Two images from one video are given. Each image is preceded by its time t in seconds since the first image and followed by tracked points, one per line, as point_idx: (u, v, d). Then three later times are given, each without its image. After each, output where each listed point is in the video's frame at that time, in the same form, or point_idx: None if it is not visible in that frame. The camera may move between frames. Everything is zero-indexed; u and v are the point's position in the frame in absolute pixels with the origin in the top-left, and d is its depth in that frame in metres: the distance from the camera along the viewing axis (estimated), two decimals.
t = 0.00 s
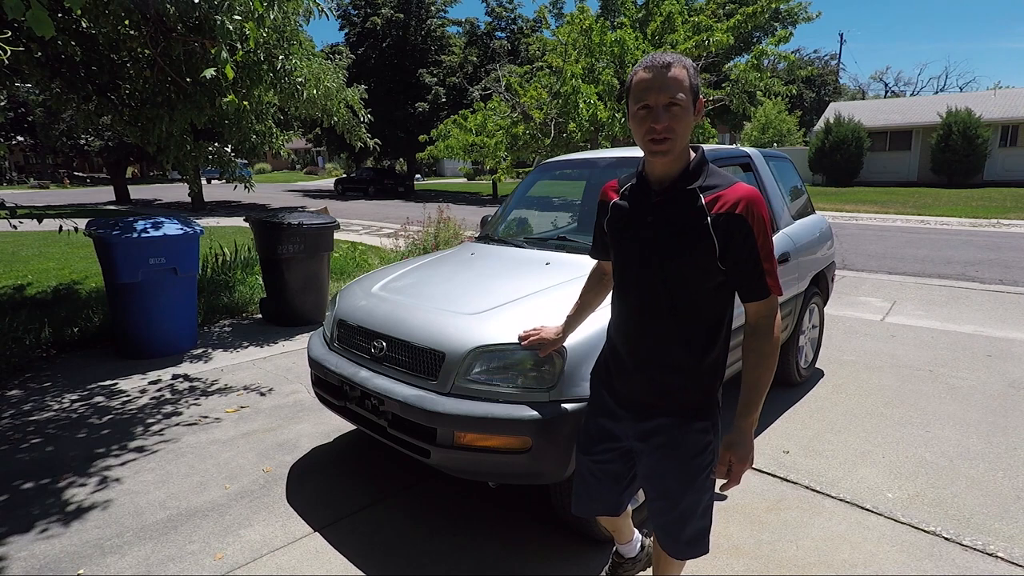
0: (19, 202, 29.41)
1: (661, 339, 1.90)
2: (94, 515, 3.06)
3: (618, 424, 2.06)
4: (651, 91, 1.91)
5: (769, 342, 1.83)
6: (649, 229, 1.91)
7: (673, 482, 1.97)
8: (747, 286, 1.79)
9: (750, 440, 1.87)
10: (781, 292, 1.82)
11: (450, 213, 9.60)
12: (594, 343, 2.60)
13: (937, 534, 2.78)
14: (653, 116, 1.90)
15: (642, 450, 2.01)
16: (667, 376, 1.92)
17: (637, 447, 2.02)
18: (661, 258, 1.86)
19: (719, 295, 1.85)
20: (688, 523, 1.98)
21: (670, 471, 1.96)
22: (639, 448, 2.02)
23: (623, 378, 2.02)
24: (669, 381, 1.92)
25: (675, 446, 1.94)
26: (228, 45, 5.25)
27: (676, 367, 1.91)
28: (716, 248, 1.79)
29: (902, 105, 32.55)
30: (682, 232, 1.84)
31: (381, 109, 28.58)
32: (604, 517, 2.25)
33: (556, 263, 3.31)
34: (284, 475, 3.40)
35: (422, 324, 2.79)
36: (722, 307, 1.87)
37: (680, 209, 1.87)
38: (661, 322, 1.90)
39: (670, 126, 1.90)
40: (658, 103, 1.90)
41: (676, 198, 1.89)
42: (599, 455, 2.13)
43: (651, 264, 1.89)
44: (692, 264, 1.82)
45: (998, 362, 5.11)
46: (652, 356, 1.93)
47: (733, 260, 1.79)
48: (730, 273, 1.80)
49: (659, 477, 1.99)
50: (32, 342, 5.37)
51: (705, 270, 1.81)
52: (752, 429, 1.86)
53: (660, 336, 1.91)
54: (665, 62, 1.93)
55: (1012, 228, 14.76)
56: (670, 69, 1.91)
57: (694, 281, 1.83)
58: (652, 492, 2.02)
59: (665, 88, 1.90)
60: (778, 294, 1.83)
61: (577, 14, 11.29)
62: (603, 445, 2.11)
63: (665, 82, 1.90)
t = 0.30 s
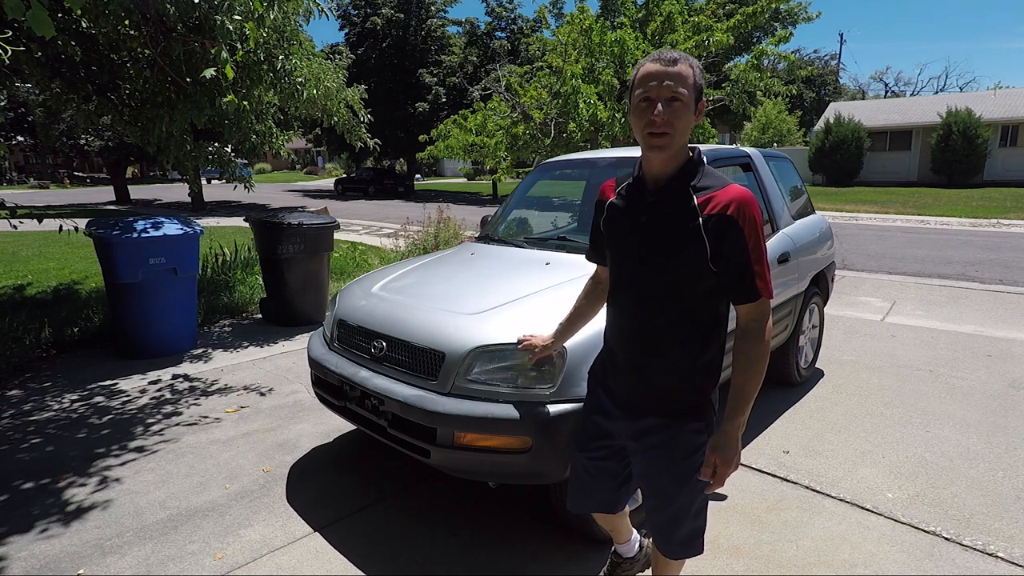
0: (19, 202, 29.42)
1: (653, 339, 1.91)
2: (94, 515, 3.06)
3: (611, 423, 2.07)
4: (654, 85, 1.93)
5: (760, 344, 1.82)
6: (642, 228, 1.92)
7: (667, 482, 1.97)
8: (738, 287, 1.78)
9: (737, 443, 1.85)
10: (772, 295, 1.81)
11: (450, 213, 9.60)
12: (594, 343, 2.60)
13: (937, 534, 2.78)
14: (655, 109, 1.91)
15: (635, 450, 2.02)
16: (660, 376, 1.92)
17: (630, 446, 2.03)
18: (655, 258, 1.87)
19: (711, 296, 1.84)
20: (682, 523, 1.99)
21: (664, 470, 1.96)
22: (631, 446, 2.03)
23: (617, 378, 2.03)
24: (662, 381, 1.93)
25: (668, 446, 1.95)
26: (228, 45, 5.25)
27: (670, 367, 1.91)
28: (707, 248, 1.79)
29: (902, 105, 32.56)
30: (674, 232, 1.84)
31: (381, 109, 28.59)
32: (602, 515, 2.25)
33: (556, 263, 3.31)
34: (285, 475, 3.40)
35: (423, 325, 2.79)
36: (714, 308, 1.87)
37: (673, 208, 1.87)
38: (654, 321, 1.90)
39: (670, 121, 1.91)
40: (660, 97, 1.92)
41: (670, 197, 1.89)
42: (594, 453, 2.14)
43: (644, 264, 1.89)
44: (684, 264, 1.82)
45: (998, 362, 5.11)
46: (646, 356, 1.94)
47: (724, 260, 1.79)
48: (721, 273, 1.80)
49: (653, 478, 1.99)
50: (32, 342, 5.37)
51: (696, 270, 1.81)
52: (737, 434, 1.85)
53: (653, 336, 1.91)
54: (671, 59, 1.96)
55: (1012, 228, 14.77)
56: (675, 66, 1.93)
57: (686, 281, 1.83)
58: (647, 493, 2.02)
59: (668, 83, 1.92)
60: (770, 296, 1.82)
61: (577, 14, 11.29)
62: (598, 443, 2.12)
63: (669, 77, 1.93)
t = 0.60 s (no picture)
0: (19, 202, 29.43)
1: (649, 337, 1.92)
2: (94, 515, 3.06)
3: (607, 422, 2.07)
4: (661, 75, 1.93)
5: (753, 341, 1.82)
6: (637, 226, 1.92)
7: (662, 481, 1.97)
8: (732, 284, 1.79)
9: (726, 438, 1.84)
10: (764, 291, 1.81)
11: (450, 213, 9.60)
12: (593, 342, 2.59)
13: (937, 534, 2.78)
14: (658, 98, 1.90)
15: (631, 449, 2.02)
16: (655, 374, 1.93)
17: (625, 445, 2.03)
18: (650, 254, 1.87)
19: (705, 292, 1.85)
20: (679, 523, 1.99)
21: (660, 469, 1.97)
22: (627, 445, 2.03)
23: (612, 376, 2.03)
24: (658, 378, 1.93)
25: (663, 444, 1.95)
26: (228, 45, 5.25)
27: (666, 365, 1.92)
28: (703, 244, 1.79)
29: (902, 105, 32.56)
30: (670, 229, 1.85)
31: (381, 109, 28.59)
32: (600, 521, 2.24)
33: (556, 263, 3.31)
34: (285, 475, 3.40)
35: (423, 325, 2.79)
36: (709, 305, 1.87)
37: (669, 205, 1.88)
38: (650, 319, 1.91)
39: (672, 113, 1.90)
40: (665, 88, 1.91)
41: (667, 194, 1.90)
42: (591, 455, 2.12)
43: (639, 261, 1.90)
44: (679, 262, 1.82)
45: (998, 362, 5.11)
46: (641, 354, 1.94)
47: (719, 257, 1.79)
48: (715, 271, 1.80)
49: (649, 477, 1.99)
50: (32, 342, 5.37)
51: (691, 267, 1.82)
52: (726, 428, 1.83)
53: (649, 333, 1.92)
54: (680, 55, 1.96)
55: (1012, 228, 14.76)
56: (684, 62, 1.94)
57: (681, 278, 1.83)
58: (643, 493, 2.02)
59: (675, 75, 1.92)
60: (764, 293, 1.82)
61: (577, 14, 11.28)
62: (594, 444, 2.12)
63: (676, 71, 1.92)
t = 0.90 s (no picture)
0: (19, 202, 29.44)
1: (641, 332, 1.91)
2: (94, 515, 3.06)
3: (600, 418, 2.06)
4: (639, 78, 1.96)
5: (745, 331, 1.86)
6: (627, 223, 1.93)
7: (657, 475, 1.96)
8: (724, 276, 1.81)
9: (727, 422, 1.89)
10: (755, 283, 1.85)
11: (450, 213, 9.60)
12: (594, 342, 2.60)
13: (937, 534, 2.78)
14: (639, 101, 1.93)
15: (624, 444, 2.01)
16: (648, 369, 1.93)
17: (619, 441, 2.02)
18: (641, 250, 1.88)
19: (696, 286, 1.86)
20: (674, 516, 1.98)
21: (655, 464, 1.96)
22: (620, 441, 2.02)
23: (603, 372, 2.02)
24: (651, 374, 1.93)
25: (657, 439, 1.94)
26: (228, 45, 5.25)
27: (658, 360, 1.91)
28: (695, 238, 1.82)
29: (902, 105, 32.56)
30: (661, 224, 1.86)
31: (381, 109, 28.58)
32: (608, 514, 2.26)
33: (556, 263, 3.31)
34: (285, 475, 3.40)
35: (423, 324, 2.79)
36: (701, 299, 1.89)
37: (658, 202, 1.89)
38: (642, 315, 1.91)
39: (655, 114, 1.93)
40: (646, 91, 1.94)
41: (656, 192, 1.92)
42: (585, 452, 2.15)
43: (630, 257, 1.90)
44: (671, 256, 1.83)
45: (998, 362, 5.11)
46: (633, 349, 1.94)
47: (711, 250, 1.81)
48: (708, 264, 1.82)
49: (643, 471, 1.98)
50: (32, 342, 5.37)
51: (683, 261, 1.83)
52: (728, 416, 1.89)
53: (642, 329, 1.91)
54: (655, 60, 2.00)
55: (1012, 228, 14.76)
56: (660, 65, 1.98)
57: (673, 272, 1.84)
58: (638, 487, 2.01)
59: (653, 77, 1.95)
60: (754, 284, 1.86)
61: (577, 14, 11.28)
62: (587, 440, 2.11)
63: (654, 74, 1.96)
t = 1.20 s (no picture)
0: (19, 202, 29.44)
1: (628, 325, 1.97)
2: (94, 515, 3.06)
3: (587, 410, 2.10)
4: (622, 89, 2.00)
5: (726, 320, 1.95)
6: (614, 224, 1.98)
7: (642, 463, 2.01)
8: (707, 273, 1.89)
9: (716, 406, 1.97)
10: (736, 278, 1.96)
11: (450, 213, 9.60)
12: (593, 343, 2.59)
13: (938, 534, 2.78)
14: (622, 112, 1.97)
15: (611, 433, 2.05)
16: (635, 361, 1.98)
17: (606, 432, 2.07)
18: (627, 250, 1.94)
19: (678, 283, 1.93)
20: (654, 504, 2.02)
21: (640, 452, 2.01)
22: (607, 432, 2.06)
23: (591, 366, 2.07)
24: (639, 368, 1.98)
25: (643, 428, 2.00)
26: (228, 45, 5.26)
27: (645, 354, 1.97)
28: (678, 238, 1.89)
29: (902, 105, 32.56)
30: (646, 224, 1.93)
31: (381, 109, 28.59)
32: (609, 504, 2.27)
33: (556, 263, 3.30)
34: (285, 475, 3.40)
35: (422, 324, 2.79)
36: (684, 296, 1.96)
37: (644, 203, 1.95)
38: (630, 310, 1.96)
39: (638, 123, 1.97)
40: (628, 101, 1.98)
41: (641, 195, 1.97)
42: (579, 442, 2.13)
43: (618, 255, 1.96)
44: (657, 253, 1.90)
45: (998, 362, 5.11)
46: (621, 343, 1.99)
47: (695, 249, 1.89)
48: (691, 262, 1.90)
49: (629, 460, 2.03)
50: (32, 342, 5.37)
51: (669, 258, 1.90)
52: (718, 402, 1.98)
53: (630, 325, 1.97)
54: (635, 70, 2.05)
55: (1012, 228, 14.75)
56: (640, 76, 2.02)
57: (659, 270, 1.91)
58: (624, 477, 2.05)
59: (636, 87, 1.99)
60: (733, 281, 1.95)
61: (577, 14, 11.27)
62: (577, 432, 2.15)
63: (634, 85, 2.00)
